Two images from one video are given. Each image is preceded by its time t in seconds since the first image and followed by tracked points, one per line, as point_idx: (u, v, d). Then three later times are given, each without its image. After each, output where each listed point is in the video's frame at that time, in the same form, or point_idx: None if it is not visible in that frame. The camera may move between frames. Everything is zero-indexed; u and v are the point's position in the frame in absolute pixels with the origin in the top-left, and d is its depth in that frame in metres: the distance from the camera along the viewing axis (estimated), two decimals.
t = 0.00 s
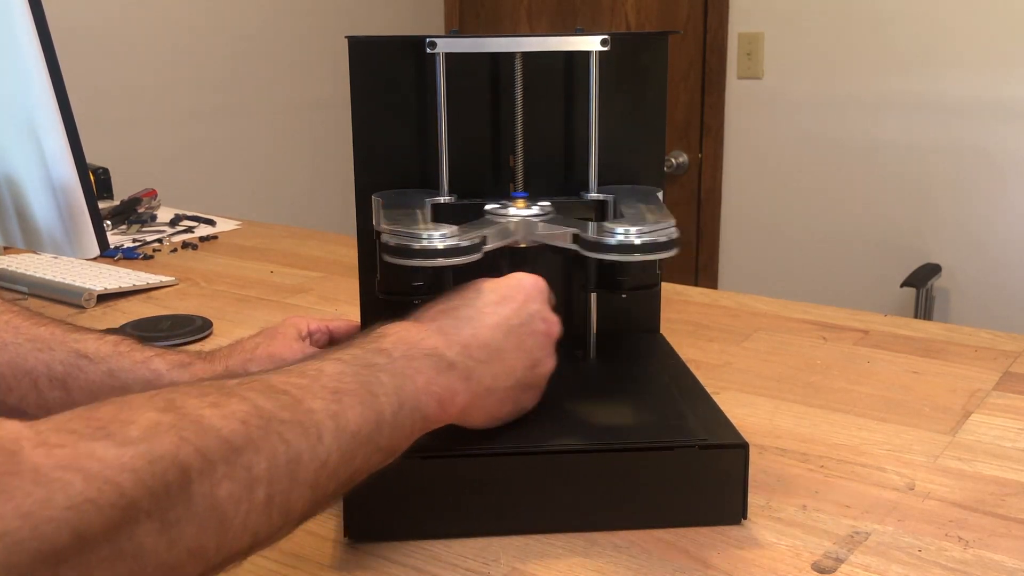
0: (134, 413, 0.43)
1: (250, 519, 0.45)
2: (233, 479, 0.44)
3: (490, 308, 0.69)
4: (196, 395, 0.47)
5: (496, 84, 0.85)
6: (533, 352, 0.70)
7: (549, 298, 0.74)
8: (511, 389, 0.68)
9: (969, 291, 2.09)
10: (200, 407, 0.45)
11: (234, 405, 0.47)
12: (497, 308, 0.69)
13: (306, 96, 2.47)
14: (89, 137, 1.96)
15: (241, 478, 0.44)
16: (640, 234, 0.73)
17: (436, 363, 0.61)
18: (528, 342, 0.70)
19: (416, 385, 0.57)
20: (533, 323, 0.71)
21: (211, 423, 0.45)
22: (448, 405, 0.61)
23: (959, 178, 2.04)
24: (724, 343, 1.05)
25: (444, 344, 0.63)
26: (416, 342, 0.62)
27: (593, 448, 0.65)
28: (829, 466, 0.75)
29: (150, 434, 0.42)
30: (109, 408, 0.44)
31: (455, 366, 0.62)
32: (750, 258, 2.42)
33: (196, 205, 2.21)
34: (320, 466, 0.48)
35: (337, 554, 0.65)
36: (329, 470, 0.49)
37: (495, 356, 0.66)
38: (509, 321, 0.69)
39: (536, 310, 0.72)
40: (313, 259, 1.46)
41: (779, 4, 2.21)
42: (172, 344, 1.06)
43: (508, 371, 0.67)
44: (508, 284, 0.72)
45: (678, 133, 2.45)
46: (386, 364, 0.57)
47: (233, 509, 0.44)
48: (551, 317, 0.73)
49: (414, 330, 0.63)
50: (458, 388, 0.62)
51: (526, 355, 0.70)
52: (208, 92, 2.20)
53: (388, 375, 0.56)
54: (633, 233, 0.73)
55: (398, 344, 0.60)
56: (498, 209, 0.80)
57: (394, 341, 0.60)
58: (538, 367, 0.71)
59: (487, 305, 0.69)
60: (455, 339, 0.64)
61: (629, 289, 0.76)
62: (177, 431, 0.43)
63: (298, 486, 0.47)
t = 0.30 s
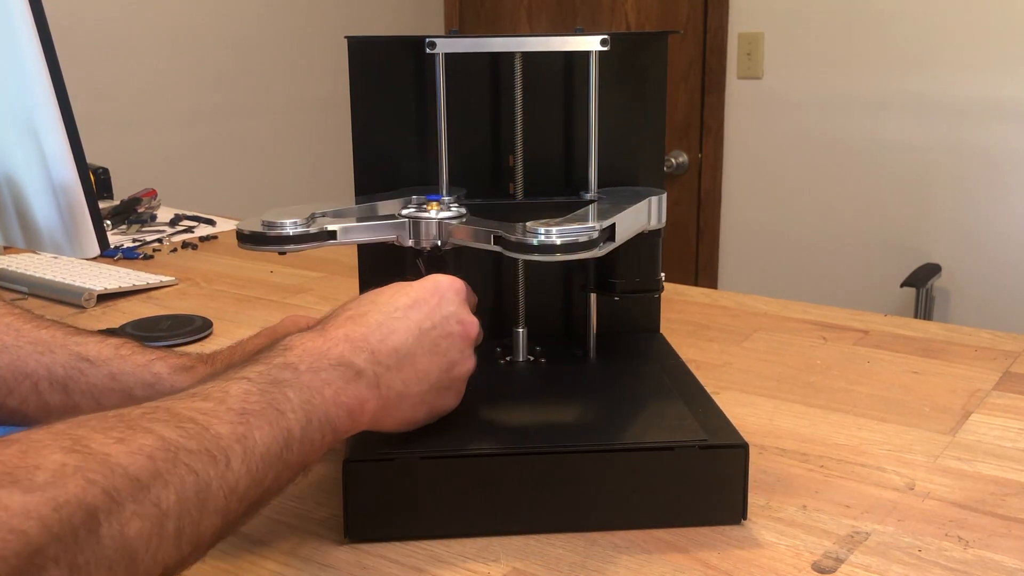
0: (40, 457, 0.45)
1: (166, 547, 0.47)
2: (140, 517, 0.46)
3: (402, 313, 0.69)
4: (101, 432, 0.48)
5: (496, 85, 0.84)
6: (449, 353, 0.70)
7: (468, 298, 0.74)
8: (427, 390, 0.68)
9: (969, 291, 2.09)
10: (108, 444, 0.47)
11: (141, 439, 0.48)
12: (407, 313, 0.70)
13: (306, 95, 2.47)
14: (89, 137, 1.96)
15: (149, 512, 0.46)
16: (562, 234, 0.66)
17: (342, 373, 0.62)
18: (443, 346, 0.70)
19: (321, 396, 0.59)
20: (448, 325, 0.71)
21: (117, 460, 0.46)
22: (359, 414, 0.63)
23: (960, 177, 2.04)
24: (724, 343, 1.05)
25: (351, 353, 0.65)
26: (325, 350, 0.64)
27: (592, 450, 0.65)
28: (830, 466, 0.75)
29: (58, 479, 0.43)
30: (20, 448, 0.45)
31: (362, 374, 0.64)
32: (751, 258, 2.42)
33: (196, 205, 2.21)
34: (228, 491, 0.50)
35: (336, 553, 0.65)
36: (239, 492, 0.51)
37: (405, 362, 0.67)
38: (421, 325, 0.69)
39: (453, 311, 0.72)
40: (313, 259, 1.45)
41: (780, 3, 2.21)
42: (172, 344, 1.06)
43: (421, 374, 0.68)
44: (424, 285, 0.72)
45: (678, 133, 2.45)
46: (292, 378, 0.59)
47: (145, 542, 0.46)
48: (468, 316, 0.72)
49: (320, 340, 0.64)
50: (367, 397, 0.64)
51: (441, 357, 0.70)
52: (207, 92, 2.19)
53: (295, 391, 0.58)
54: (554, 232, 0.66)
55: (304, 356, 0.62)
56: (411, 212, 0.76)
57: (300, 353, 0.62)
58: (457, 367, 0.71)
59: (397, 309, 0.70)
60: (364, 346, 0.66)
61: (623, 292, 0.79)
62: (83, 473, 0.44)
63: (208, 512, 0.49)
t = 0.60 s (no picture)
0: None
1: None
2: None
3: (343, 378, 0.57)
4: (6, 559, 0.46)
5: (496, 85, 0.85)
6: (404, 421, 0.57)
7: (434, 348, 0.60)
8: (380, 466, 0.57)
9: (969, 290, 2.09)
10: None
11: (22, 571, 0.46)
12: (349, 379, 0.57)
13: (306, 95, 2.47)
14: (89, 137, 1.96)
15: None
16: (578, 235, 0.66)
17: (267, 459, 0.54)
18: (393, 413, 0.57)
19: (241, 495, 0.53)
20: (399, 388, 0.57)
21: None
22: (291, 504, 0.55)
23: (961, 177, 2.04)
24: (724, 343, 1.05)
25: (281, 435, 0.55)
26: (251, 432, 0.55)
27: (593, 450, 0.65)
28: (830, 466, 0.75)
29: None
30: None
31: (295, 461, 0.55)
32: (751, 258, 2.42)
33: (196, 204, 2.21)
34: None
35: (336, 553, 0.65)
36: None
37: (345, 439, 0.56)
38: (365, 393, 0.57)
39: (407, 369, 0.58)
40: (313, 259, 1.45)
41: (780, 3, 2.21)
42: (172, 344, 1.06)
43: (369, 449, 0.56)
44: (373, 341, 0.58)
45: (679, 133, 2.45)
46: (210, 473, 0.53)
47: None
48: (425, 374, 0.58)
49: (249, 416, 0.56)
50: (302, 484, 0.55)
51: (392, 427, 0.57)
52: (207, 92, 2.19)
53: (213, 487, 0.53)
54: (569, 234, 0.66)
55: (228, 440, 0.55)
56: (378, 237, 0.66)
57: (224, 439, 0.55)
58: (415, 436, 0.58)
59: (339, 373, 0.57)
60: (294, 424, 0.55)
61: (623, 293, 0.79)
62: None
63: None
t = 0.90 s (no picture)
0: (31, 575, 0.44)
1: None
2: None
3: (534, 396, 0.58)
4: (127, 543, 0.47)
5: (496, 85, 0.85)
6: (597, 449, 0.57)
7: (635, 370, 0.59)
8: (570, 495, 0.57)
9: (969, 290, 2.09)
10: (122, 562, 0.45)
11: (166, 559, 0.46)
12: (541, 397, 0.57)
13: (306, 95, 2.47)
14: (88, 137, 1.96)
15: None
16: (699, 232, 0.67)
17: (451, 473, 0.55)
18: (584, 440, 0.57)
19: (421, 506, 0.53)
20: (592, 412, 0.57)
21: None
22: (469, 524, 0.55)
23: (961, 177, 2.04)
24: (724, 343, 1.05)
25: (465, 450, 0.56)
26: (436, 446, 0.57)
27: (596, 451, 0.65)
28: (830, 466, 0.75)
29: None
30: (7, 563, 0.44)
31: (477, 478, 0.56)
32: (750, 259, 2.42)
33: (195, 204, 2.21)
34: None
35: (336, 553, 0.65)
36: None
37: (533, 459, 0.56)
38: (556, 413, 0.57)
39: (603, 392, 0.57)
40: (313, 259, 1.45)
41: (780, 3, 2.21)
42: (172, 344, 1.06)
43: (557, 476, 0.56)
44: (569, 358, 0.58)
45: (678, 133, 2.45)
46: (386, 480, 0.54)
47: None
48: (623, 400, 0.57)
49: (435, 429, 0.58)
50: (481, 504, 0.56)
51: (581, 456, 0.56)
52: (207, 91, 2.19)
53: (388, 496, 0.53)
54: (690, 230, 0.67)
55: (412, 452, 0.56)
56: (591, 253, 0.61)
57: (410, 449, 0.56)
58: (606, 466, 0.57)
59: (529, 391, 0.58)
60: (480, 440, 0.56)
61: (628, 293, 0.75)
62: None
63: None
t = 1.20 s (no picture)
0: (156, 450, 0.45)
1: None
2: (258, 534, 0.45)
3: (618, 350, 0.61)
4: (243, 431, 0.48)
5: (496, 85, 0.85)
6: (674, 403, 0.60)
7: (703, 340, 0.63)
8: (646, 444, 0.60)
9: (969, 290, 2.09)
10: (241, 446, 0.47)
11: (281, 449, 0.48)
12: (624, 352, 0.61)
13: (306, 95, 2.47)
14: (88, 137, 1.96)
15: (272, 533, 0.45)
16: (764, 221, 0.72)
17: (537, 413, 0.57)
18: (662, 394, 0.60)
19: (510, 439, 0.56)
20: (672, 368, 0.61)
21: (245, 467, 0.46)
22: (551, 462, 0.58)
23: (961, 177, 2.04)
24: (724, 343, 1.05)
25: (551, 394, 0.59)
26: (522, 389, 0.59)
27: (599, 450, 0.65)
28: (830, 467, 0.75)
29: (165, 476, 0.43)
30: (130, 439, 0.45)
31: (562, 421, 0.58)
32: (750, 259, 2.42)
33: (195, 204, 2.21)
34: (375, 524, 0.49)
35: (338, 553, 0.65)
36: (387, 529, 0.49)
37: (616, 407, 0.59)
38: (639, 367, 0.60)
39: (680, 352, 0.61)
40: (313, 259, 1.45)
41: (780, 3, 2.21)
42: (172, 344, 1.06)
43: (636, 425, 0.60)
44: (649, 322, 0.63)
45: (678, 133, 2.45)
46: (478, 409, 0.56)
47: (257, 562, 0.45)
48: (696, 361, 0.61)
49: (523, 373, 0.60)
50: (563, 445, 0.58)
51: (659, 409, 0.60)
52: (207, 91, 2.19)
53: (481, 424, 0.55)
54: (755, 219, 0.72)
55: (497, 389, 0.59)
56: (656, 236, 0.65)
57: (496, 387, 0.59)
58: (681, 421, 0.61)
59: (613, 346, 0.62)
60: (567, 386, 0.59)
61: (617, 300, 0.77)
62: (200, 472, 0.44)
63: (348, 545, 0.48)
